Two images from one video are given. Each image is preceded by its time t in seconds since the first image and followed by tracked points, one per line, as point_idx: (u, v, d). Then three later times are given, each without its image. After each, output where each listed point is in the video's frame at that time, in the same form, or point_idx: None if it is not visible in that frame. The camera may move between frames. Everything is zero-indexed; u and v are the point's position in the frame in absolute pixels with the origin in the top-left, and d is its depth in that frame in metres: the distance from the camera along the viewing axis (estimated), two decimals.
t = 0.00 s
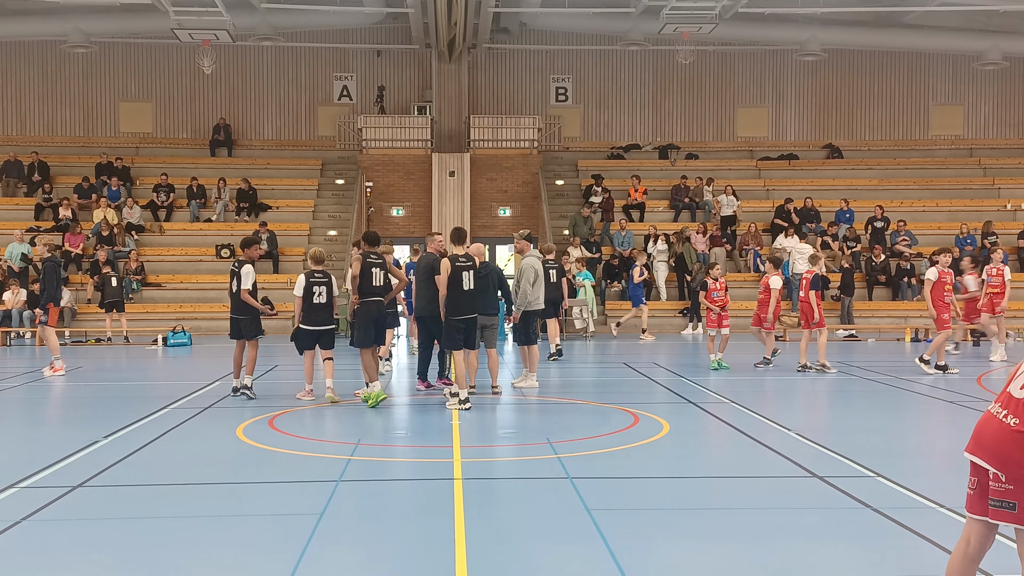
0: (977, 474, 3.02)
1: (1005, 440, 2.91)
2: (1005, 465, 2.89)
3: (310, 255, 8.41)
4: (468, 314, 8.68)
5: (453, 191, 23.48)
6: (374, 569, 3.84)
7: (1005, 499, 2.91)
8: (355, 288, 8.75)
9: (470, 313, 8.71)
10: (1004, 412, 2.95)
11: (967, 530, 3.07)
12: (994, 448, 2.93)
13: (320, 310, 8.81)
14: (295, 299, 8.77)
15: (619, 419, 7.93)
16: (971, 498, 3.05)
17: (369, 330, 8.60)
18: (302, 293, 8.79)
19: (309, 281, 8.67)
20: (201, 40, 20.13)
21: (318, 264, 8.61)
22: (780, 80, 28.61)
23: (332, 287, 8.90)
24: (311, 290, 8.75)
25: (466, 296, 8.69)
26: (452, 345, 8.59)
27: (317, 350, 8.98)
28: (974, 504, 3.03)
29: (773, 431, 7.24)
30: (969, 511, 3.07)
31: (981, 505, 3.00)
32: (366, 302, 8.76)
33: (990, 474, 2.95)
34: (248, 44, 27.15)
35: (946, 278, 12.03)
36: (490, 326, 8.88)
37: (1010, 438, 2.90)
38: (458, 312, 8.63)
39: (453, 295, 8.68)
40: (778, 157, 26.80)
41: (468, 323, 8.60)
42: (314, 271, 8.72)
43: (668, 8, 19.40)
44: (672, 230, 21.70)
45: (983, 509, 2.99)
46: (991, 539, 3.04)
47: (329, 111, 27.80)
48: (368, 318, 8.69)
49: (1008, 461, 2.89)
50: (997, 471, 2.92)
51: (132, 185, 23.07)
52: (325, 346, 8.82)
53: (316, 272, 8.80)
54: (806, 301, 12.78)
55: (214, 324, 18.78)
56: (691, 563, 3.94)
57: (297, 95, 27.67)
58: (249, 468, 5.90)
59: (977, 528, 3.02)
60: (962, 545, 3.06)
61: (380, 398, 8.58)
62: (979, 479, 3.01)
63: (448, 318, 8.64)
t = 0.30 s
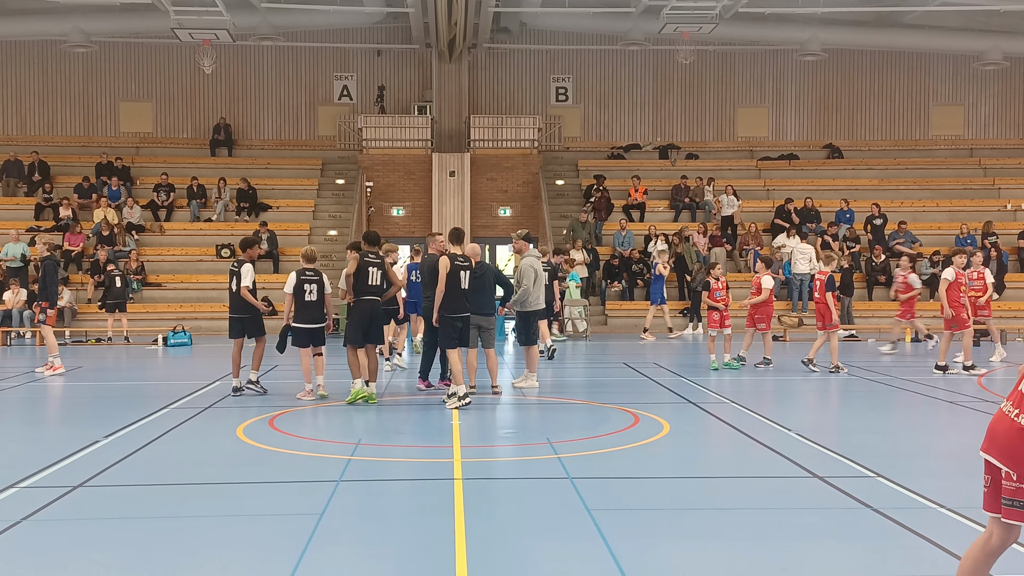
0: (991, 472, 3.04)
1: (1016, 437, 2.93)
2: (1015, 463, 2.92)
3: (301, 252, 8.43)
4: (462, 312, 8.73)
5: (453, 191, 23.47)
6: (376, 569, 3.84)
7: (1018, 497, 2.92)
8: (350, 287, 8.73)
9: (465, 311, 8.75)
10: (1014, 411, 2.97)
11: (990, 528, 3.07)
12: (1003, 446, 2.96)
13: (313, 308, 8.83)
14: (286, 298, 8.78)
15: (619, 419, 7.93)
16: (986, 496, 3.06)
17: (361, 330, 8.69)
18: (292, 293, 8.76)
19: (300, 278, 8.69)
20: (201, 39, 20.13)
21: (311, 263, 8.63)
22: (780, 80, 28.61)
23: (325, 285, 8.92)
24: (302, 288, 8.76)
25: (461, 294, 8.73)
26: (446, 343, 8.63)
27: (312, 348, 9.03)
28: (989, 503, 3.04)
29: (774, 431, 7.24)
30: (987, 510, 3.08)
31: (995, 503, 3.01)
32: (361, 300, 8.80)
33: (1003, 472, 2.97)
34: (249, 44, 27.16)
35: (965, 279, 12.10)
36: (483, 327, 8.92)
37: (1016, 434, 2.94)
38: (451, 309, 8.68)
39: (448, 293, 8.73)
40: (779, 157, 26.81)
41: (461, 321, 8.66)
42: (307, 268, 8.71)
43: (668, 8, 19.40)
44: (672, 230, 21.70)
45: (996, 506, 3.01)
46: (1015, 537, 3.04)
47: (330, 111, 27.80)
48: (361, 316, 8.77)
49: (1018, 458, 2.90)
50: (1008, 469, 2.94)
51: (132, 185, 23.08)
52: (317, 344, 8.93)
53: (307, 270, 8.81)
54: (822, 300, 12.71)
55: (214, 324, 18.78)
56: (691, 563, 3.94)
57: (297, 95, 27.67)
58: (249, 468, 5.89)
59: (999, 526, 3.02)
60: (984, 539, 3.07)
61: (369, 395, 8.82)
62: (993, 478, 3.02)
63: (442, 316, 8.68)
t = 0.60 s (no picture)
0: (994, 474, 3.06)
1: (1013, 438, 2.96)
2: (1016, 463, 2.94)
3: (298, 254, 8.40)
4: (456, 311, 8.71)
5: (453, 191, 23.52)
6: (377, 569, 3.84)
7: (1020, 497, 2.93)
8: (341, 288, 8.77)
9: (459, 310, 8.73)
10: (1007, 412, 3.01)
11: (1000, 531, 3.07)
12: (1002, 447, 2.99)
13: (308, 308, 8.82)
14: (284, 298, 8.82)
15: (619, 419, 7.93)
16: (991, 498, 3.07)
17: (355, 328, 8.71)
18: (289, 293, 8.80)
19: (296, 278, 8.73)
20: (201, 40, 20.12)
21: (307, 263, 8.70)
22: (781, 81, 28.61)
23: (321, 287, 8.97)
24: (298, 288, 8.78)
25: (455, 293, 8.71)
26: (439, 340, 8.67)
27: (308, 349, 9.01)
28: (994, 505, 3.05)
29: (774, 431, 7.25)
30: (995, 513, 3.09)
31: (1000, 504, 3.01)
32: (354, 301, 8.73)
33: (1005, 473, 2.98)
34: (249, 45, 27.17)
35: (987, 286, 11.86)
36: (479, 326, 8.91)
37: (1007, 430, 2.99)
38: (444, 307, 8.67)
39: (442, 291, 8.73)
40: (778, 157, 26.80)
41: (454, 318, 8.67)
42: (303, 269, 8.79)
43: (668, 9, 19.40)
44: (672, 231, 21.70)
45: (1002, 508, 3.01)
46: None
47: (330, 112, 27.80)
48: (355, 317, 8.74)
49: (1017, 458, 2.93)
50: (1009, 470, 2.96)
51: (133, 186, 23.08)
52: (312, 344, 8.87)
53: (303, 271, 8.87)
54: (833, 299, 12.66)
55: (214, 325, 18.77)
56: (691, 563, 3.94)
57: (297, 96, 27.68)
58: (249, 468, 5.90)
59: (1007, 529, 3.02)
60: (997, 542, 3.07)
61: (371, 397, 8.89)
62: (996, 479, 3.04)
63: (436, 315, 8.72)
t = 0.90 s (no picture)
0: (993, 475, 3.11)
1: (1008, 441, 3.02)
2: (1015, 463, 3.01)
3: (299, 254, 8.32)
4: (453, 310, 8.75)
5: (453, 191, 23.49)
6: (377, 569, 3.85)
7: None
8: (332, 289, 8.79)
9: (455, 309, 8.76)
10: (995, 415, 3.08)
11: (996, 527, 3.14)
12: (998, 450, 3.06)
13: (305, 308, 8.84)
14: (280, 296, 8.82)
15: (618, 419, 7.93)
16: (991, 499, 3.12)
17: (349, 326, 8.71)
18: (286, 290, 8.76)
19: (295, 278, 8.70)
20: (201, 40, 20.11)
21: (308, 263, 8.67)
22: (780, 81, 28.61)
23: (316, 287, 8.98)
24: (297, 288, 8.79)
25: (451, 292, 8.75)
26: (433, 338, 8.71)
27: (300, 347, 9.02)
28: (997, 504, 3.10)
29: (774, 431, 7.24)
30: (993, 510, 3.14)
31: (1004, 502, 3.07)
32: (345, 300, 8.78)
33: (1004, 474, 3.05)
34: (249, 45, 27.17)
35: None
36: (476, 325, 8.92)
37: (996, 433, 3.08)
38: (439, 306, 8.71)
39: (438, 291, 8.77)
40: (778, 157, 26.78)
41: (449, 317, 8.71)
42: (302, 268, 8.75)
43: (668, 9, 19.40)
44: (672, 231, 21.70)
45: (1005, 506, 3.07)
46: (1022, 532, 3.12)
47: (330, 111, 27.79)
48: (348, 315, 8.75)
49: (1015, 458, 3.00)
50: (1009, 471, 3.02)
51: (132, 186, 23.08)
52: (308, 344, 8.89)
53: (301, 271, 8.85)
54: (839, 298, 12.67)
55: (214, 325, 18.74)
56: (691, 563, 3.94)
57: (297, 95, 27.68)
58: (249, 468, 5.90)
59: (1008, 526, 3.08)
60: (993, 539, 3.14)
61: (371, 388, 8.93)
62: (995, 480, 3.10)
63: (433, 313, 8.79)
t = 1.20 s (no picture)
0: (997, 475, 3.10)
1: (1016, 439, 3.02)
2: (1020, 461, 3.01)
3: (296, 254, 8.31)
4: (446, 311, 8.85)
5: (453, 191, 23.44)
6: (377, 569, 3.84)
7: None
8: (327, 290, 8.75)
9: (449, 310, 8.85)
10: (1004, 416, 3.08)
11: (998, 527, 3.12)
12: (1004, 447, 3.05)
13: (301, 307, 8.80)
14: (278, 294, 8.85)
15: (618, 419, 7.92)
16: (997, 499, 3.10)
17: (346, 326, 8.75)
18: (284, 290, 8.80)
19: (293, 277, 8.72)
20: (202, 40, 20.12)
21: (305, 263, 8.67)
22: (781, 80, 28.62)
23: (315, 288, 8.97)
24: (292, 287, 8.79)
25: (444, 293, 8.84)
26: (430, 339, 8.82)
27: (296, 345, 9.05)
28: (1002, 504, 3.08)
29: (773, 431, 7.23)
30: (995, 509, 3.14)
31: (1009, 501, 3.06)
32: (342, 301, 8.74)
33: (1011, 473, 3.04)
34: (249, 44, 27.17)
35: None
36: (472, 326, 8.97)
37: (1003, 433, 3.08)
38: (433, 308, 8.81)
39: (432, 293, 8.85)
40: (779, 157, 26.77)
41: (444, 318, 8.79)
42: (299, 268, 8.75)
43: (669, 9, 19.41)
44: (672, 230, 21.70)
45: (1010, 505, 3.06)
46: None
47: (330, 111, 27.79)
48: (344, 314, 8.77)
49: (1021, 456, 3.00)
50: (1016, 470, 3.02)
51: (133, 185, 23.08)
52: (304, 342, 8.90)
53: (299, 270, 8.85)
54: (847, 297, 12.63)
55: (214, 324, 18.72)
56: (691, 563, 3.93)
57: (297, 95, 27.67)
58: (249, 468, 5.89)
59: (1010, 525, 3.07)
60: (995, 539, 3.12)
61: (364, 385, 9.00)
62: (1001, 480, 3.09)
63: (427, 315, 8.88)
